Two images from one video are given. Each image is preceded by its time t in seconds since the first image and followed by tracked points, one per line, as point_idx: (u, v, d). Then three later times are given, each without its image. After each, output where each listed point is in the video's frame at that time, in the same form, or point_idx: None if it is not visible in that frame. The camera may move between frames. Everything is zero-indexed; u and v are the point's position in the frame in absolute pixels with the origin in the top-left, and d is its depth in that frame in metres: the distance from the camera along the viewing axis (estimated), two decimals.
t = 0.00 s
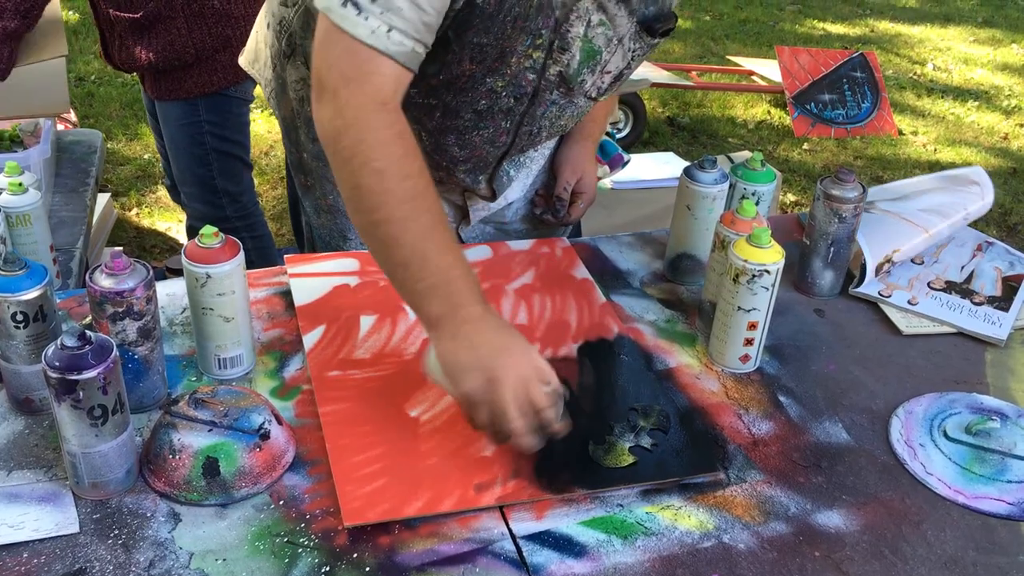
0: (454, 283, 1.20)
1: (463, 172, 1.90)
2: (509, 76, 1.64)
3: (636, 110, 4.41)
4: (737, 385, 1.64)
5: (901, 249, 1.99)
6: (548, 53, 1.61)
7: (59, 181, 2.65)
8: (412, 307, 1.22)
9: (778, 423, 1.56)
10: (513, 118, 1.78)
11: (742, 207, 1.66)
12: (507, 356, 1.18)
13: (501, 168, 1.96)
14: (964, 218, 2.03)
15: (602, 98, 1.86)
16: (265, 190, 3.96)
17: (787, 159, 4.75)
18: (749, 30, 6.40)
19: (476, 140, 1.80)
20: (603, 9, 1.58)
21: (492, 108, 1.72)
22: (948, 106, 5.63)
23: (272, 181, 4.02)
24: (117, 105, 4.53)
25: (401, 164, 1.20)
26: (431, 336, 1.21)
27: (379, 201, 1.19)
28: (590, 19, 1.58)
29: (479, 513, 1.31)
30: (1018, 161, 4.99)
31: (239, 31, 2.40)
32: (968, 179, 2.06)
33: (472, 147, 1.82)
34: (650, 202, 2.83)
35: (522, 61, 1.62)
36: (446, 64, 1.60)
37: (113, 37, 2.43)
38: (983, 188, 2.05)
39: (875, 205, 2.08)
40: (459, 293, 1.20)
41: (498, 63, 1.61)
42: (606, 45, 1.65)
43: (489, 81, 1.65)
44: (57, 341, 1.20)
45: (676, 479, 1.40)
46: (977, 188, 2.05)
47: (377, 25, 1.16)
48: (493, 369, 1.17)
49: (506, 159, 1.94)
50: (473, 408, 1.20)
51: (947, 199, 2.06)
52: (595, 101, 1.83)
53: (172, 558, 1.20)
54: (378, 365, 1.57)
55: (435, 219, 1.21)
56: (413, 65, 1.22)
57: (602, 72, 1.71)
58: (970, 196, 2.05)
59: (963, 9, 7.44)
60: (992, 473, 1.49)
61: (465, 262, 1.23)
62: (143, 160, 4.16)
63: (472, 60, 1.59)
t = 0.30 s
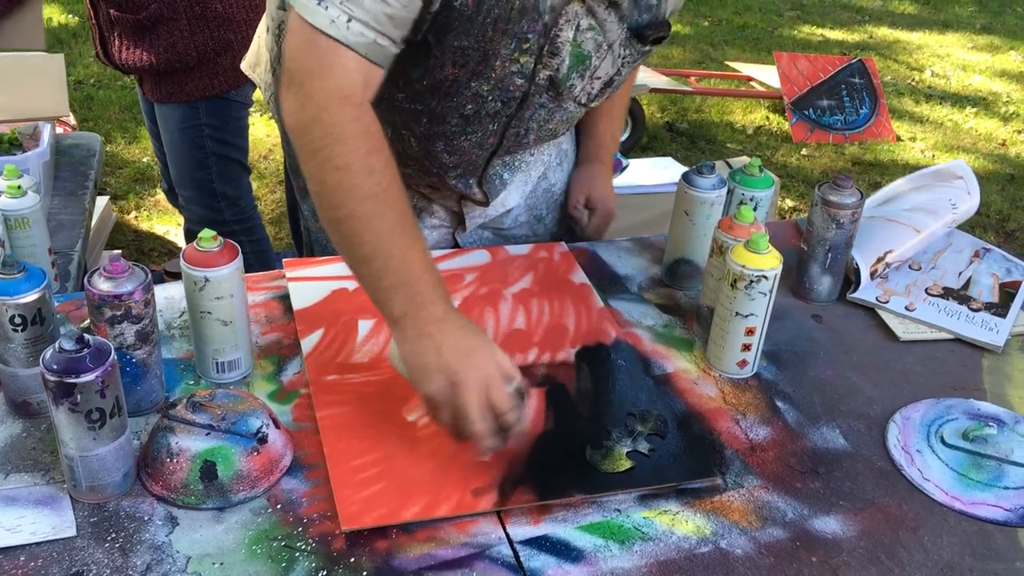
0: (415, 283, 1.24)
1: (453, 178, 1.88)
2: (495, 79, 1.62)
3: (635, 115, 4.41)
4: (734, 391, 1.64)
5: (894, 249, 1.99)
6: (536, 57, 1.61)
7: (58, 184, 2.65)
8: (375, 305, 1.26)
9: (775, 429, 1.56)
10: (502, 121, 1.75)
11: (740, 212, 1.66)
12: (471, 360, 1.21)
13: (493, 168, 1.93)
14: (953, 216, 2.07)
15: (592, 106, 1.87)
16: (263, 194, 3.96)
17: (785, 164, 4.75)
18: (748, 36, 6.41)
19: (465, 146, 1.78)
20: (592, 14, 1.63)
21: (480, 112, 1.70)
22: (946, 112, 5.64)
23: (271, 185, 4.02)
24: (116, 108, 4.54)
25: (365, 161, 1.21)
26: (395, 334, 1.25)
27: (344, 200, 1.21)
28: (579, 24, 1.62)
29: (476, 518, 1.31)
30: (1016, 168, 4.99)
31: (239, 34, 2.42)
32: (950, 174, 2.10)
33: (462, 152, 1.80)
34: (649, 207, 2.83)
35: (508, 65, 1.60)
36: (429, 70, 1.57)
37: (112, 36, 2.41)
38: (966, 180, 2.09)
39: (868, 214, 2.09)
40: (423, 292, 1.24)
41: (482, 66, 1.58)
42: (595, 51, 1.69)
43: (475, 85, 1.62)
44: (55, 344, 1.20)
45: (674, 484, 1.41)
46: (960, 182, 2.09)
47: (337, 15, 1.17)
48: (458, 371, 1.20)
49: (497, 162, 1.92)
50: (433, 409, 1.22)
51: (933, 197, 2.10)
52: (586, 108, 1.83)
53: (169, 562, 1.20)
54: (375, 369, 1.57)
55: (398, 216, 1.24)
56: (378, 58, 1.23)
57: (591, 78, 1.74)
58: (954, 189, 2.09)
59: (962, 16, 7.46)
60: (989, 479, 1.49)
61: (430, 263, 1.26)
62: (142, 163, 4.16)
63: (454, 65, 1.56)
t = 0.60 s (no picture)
0: (387, 293, 1.23)
1: (447, 182, 1.88)
2: (487, 81, 1.63)
3: (635, 121, 4.42)
4: (732, 396, 1.64)
5: (892, 257, 2.00)
6: (524, 57, 1.63)
7: (58, 187, 2.66)
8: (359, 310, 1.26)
9: (773, 433, 1.57)
10: (492, 122, 1.75)
11: (739, 218, 1.67)
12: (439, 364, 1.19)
13: (486, 173, 1.93)
14: (953, 223, 2.06)
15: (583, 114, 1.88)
16: (263, 198, 3.97)
17: (784, 170, 4.76)
18: (747, 42, 6.43)
19: (457, 150, 1.78)
20: (582, 22, 1.65)
21: (472, 115, 1.70)
22: (945, 119, 5.66)
23: (271, 189, 4.03)
24: (116, 112, 4.55)
25: (346, 166, 1.22)
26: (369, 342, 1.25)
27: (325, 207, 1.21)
28: (568, 29, 1.64)
29: (474, 521, 1.32)
30: (1014, 174, 5.01)
31: (245, 37, 2.43)
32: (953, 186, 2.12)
33: (455, 156, 1.80)
34: (648, 212, 2.84)
35: (499, 67, 1.61)
36: (421, 72, 1.58)
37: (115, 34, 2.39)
38: (969, 191, 2.10)
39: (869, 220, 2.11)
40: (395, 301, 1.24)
41: (474, 69, 1.59)
42: (586, 59, 1.71)
43: (467, 88, 1.63)
44: (55, 347, 1.20)
45: (672, 488, 1.41)
46: (963, 192, 2.11)
47: (335, 27, 1.19)
48: (404, 383, 1.18)
49: (490, 167, 1.92)
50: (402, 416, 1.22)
51: (935, 204, 2.11)
52: (576, 115, 1.85)
53: (167, 564, 1.20)
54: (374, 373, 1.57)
55: (377, 223, 1.24)
56: (373, 67, 1.25)
57: (581, 85, 1.76)
58: (956, 199, 2.10)
59: (961, 22, 7.48)
60: (986, 484, 1.49)
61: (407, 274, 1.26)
62: (142, 167, 4.16)
63: (446, 68, 1.57)
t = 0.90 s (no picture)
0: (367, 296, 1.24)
1: (444, 188, 1.89)
2: (482, 89, 1.64)
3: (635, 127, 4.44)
4: (732, 401, 1.65)
5: (891, 261, 2.01)
6: (522, 66, 1.64)
7: (59, 192, 2.67)
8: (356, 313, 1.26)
9: (772, 438, 1.57)
10: (487, 127, 1.76)
11: (739, 223, 1.68)
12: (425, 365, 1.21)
13: (484, 177, 1.94)
14: (949, 227, 2.07)
15: (579, 120, 1.89)
16: (264, 203, 3.98)
17: (784, 176, 4.77)
18: (747, 49, 6.45)
19: (454, 155, 1.79)
20: (579, 29, 1.67)
21: (467, 122, 1.71)
22: (944, 126, 5.67)
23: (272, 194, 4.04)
24: (117, 117, 4.56)
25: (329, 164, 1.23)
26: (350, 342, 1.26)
27: (310, 209, 1.22)
28: (566, 37, 1.66)
29: (474, 525, 1.32)
30: (1014, 182, 5.02)
31: (252, 41, 2.44)
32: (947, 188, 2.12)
33: (451, 162, 1.81)
34: (648, 218, 2.85)
35: (494, 74, 1.61)
36: (414, 80, 1.59)
37: (122, 36, 2.38)
38: (963, 194, 2.11)
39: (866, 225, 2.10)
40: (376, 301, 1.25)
41: (467, 77, 1.59)
42: (583, 66, 1.72)
43: (462, 95, 1.63)
44: (58, 349, 1.21)
45: (672, 492, 1.41)
46: (956, 195, 2.11)
47: (309, 21, 1.20)
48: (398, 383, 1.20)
49: (488, 170, 1.93)
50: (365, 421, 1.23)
51: (930, 208, 2.11)
52: (574, 122, 1.86)
53: (169, 567, 1.21)
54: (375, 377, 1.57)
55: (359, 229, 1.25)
56: (349, 65, 1.25)
57: (578, 92, 1.78)
58: (950, 202, 2.10)
59: (960, 30, 7.51)
60: (984, 490, 1.50)
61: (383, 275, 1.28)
62: (143, 172, 4.18)
63: (440, 75, 1.57)
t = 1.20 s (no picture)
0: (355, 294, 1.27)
1: (442, 193, 1.89)
2: (477, 93, 1.65)
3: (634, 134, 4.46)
4: (730, 406, 1.65)
5: (890, 269, 2.02)
6: (517, 70, 1.65)
7: (60, 198, 2.67)
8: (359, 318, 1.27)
9: (770, 443, 1.58)
10: (485, 132, 1.77)
11: (737, 229, 1.69)
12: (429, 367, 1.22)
13: (484, 183, 1.94)
14: (947, 236, 2.09)
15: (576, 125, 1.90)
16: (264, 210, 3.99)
17: (782, 184, 4.79)
18: (745, 57, 6.47)
19: (452, 159, 1.79)
20: (574, 34, 1.68)
21: (464, 126, 1.72)
22: (941, 134, 5.69)
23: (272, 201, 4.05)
24: (116, 124, 4.57)
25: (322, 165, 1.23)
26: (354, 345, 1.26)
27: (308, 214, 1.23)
28: (561, 42, 1.67)
29: (474, 529, 1.33)
30: (1012, 189, 5.04)
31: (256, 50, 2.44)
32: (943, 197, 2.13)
33: (449, 166, 1.81)
34: (647, 225, 2.86)
35: (490, 78, 1.63)
36: (411, 83, 1.60)
37: (127, 42, 2.39)
38: (960, 203, 2.12)
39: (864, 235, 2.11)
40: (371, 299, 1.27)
41: (464, 81, 1.61)
42: (578, 71, 1.74)
43: (458, 99, 1.64)
44: (60, 354, 1.22)
45: (670, 497, 1.42)
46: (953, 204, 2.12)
47: (299, 19, 1.19)
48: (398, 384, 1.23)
49: (488, 176, 1.93)
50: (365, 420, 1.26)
51: (928, 216, 2.12)
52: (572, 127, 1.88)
53: (169, 571, 1.21)
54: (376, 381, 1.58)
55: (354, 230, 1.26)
56: (336, 64, 1.25)
57: (574, 97, 1.79)
58: (947, 210, 2.12)
59: (957, 39, 7.54)
60: (982, 494, 1.50)
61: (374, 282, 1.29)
62: (143, 178, 4.19)
63: (436, 79, 1.58)
